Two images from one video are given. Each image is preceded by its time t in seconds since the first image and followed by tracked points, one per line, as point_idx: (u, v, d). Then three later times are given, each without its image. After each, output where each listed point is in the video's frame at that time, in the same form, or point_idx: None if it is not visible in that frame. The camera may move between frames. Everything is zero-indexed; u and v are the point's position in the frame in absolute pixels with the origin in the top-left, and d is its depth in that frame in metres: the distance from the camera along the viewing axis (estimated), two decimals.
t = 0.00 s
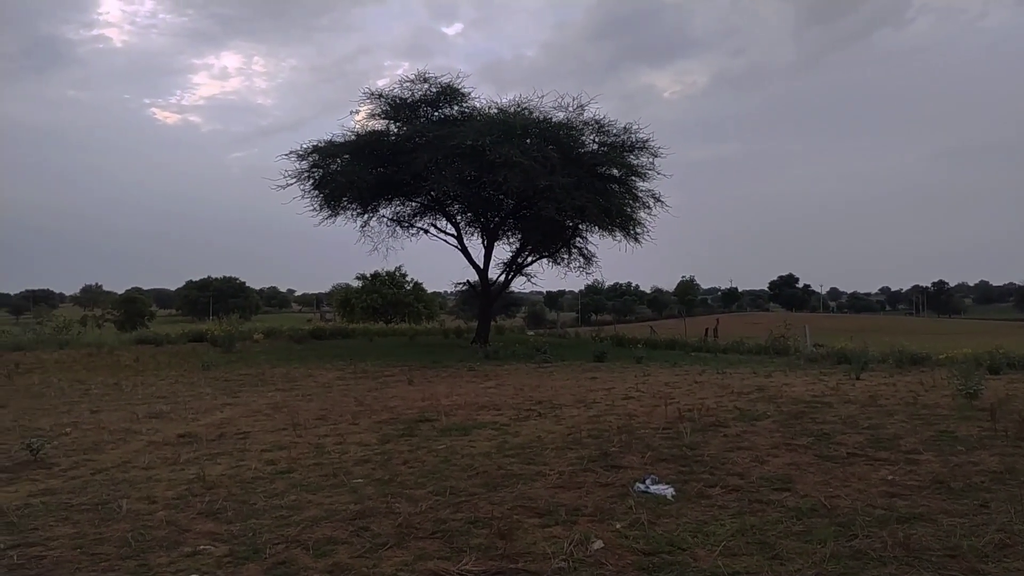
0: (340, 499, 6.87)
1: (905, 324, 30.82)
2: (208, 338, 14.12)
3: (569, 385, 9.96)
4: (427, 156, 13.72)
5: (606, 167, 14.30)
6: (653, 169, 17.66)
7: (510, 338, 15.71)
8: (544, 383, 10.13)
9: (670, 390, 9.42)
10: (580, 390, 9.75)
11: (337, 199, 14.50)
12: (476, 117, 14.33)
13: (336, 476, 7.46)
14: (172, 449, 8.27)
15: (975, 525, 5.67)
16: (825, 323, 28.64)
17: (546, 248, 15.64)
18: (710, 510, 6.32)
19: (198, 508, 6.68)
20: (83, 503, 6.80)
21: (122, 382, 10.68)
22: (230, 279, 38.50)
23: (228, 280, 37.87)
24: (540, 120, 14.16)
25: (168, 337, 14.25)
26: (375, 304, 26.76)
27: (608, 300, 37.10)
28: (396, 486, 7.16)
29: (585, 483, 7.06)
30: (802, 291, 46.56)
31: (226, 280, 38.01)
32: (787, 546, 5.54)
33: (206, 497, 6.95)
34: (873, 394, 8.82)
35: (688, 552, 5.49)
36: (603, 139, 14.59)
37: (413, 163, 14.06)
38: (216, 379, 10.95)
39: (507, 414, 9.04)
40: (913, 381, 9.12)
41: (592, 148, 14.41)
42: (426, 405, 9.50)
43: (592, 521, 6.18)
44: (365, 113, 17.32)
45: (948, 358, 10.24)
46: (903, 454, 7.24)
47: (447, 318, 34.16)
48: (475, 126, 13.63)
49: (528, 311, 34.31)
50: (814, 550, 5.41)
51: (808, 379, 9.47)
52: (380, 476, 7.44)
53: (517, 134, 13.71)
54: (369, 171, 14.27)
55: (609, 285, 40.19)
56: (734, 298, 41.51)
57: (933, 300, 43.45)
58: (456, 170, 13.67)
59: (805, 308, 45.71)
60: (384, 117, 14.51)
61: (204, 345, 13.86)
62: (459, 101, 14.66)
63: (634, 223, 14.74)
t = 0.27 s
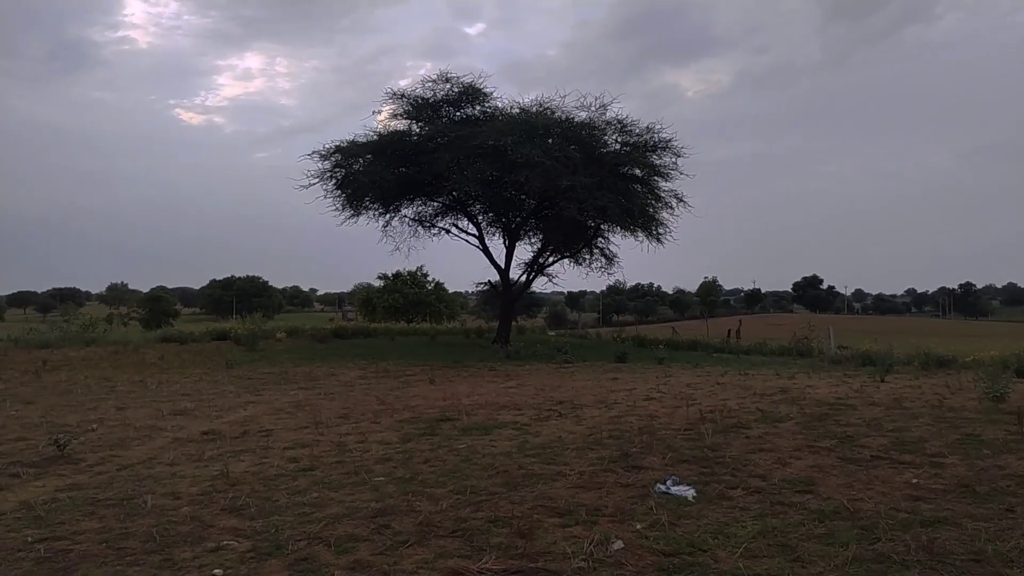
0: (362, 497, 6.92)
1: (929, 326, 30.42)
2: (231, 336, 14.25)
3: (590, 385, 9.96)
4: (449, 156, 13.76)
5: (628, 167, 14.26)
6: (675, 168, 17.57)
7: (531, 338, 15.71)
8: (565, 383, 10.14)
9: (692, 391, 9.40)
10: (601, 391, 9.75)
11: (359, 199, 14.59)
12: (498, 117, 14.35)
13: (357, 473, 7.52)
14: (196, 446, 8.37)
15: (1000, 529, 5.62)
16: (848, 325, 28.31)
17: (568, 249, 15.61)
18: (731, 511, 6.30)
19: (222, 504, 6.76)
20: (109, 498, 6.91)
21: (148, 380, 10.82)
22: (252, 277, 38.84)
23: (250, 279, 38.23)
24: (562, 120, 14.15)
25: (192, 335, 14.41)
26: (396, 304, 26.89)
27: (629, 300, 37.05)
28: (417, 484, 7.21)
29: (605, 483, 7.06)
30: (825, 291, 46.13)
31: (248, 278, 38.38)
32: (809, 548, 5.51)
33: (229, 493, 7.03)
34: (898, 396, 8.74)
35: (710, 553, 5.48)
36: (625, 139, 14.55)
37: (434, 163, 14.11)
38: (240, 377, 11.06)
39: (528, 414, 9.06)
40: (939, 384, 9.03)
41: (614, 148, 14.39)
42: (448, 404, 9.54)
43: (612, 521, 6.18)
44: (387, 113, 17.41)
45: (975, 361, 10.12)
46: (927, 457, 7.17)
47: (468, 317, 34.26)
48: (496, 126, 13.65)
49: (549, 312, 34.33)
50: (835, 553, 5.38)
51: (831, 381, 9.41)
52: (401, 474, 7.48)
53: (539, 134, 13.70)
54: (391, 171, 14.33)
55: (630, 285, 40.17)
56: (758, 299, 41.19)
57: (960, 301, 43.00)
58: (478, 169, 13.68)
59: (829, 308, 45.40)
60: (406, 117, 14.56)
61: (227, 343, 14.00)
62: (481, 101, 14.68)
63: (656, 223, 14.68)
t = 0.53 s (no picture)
0: (372, 493, 6.95)
1: (943, 328, 30.21)
2: (243, 333, 14.32)
3: (601, 385, 9.96)
4: (462, 154, 13.78)
5: (641, 166, 14.24)
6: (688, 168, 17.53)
7: (542, 337, 15.72)
8: (576, 382, 10.14)
9: (703, 392, 9.38)
10: (612, 390, 9.75)
11: (372, 197, 14.63)
12: (510, 116, 14.34)
13: (368, 470, 7.54)
14: (208, 441, 8.42)
15: (1013, 533, 5.59)
16: (862, 327, 28.06)
17: (580, 248, 15.60)
18: (741, 512, 6.29)
19: (233, 499, 6.80)
20: (121, 492, 6.96)
21: (160, 375, 10.89)
22: (263, 274, 39.02)
23: (262, 275, 38.41)
24: (574, 119, 14.13)
25: (204, 331, 14.47)
26: (407, 301, 26.95)
27: (642, 299, 37.02)
28: (427, 482, 7.23)
29: (616, 482, 7.06)
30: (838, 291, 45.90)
31: (260, 275, 38.58)
32: (820, 550, 5.49)
33: (240, 489, 7.07)
34: (911, 399, 8.70)
35: (720, 553, 5.48)
36: (638, 139, 14.53)
37: (447, 162, 14.14)
38: (252, 373, 11.12)
39: (538, 413, 9.07)
40: (952, 387, 8.98)
41: (626, 147, 14.36)
42: (458, 402, 9.56)
43: (622, 520, 6.18)
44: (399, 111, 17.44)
45: (990, 364, 10.07)
46: (940, 459, 7.14)
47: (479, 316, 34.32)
48: (508, 125, 13.64)
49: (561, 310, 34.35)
50: (846, 555, 5.36)
51: (843, 383, 9.38)
52: (411, 471, 7.50)
53: (551, 133, 13.71)
54: (403, 169, 14.37)
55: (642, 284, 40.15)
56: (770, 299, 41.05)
57: (976, 304, 42.77)
58: (490, 168, 13.70)
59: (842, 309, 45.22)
60: (418, 115, 14.56)
61: (239, 339, 14.07)
62: (494, 99, 14.68)
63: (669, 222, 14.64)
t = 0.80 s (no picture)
0: (380, 490, 6.96)
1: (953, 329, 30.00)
2: (252, 329, 14.36)
3: (609, 383, 9.95)
4: (470, 153, 13.76)
5: (650, 165, 14.18)
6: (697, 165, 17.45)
7: (550, 335, 15.70)
8: (584, 380, 10.13)
9: (712, 391, 9.36)
10: (620, 389, 9.74)
11: (380, 194, 14.64)
12: (519, 114, 14.30)
13: (376, 467, 7.56)
14: (218, 437, 8.46)
15: None
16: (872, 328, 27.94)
17: (588, 246, 15.56)
18: (750, 512, 6.26)
19: (242, 495, 6.82)
20: (132, 487, 7.00)
21: (171, 370, 10.95)
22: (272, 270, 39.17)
23: (272, 271, 38.57)
24: (583, 117, 14.08)
25: (213, 328, 14.53)
26: (416, 298, 26.99)
27: (651, 299, 36.98)
28: (435, 479, 7.23)
29: (624, 481, 7.05)
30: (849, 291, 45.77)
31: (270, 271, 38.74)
32: (830, 550, 5.47)
33: (250, 484, 7.10)
34: (922, 399, 8.65)
35: (729, 553, 5.46)
36: (646, 137, 14.46)
37: (455, 160, 14.12)
38: (261, 370, 11.16)
39: (546, 411, 9.06)
40: (964, 387, 8.92)
41: (636, 146, 14.31)
42: (466, 400, 9.57)
43: (631, 519, 6.17)
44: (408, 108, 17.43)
45: (1002, 364, 9.99)
46: (951, 460, 7.10)
47: (488, 313, 34.34)
48: (517, 123, 13.61)
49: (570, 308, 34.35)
50: (857, 555, 5.33)
51: (853, 383, 9.34)
52: (420, 468, 7.51)
53: (559, 131, 13.66)
54: (411, 167, 14.36)
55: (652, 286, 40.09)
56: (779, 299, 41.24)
57: (987, 305, 42.55)
58: (498, 166, 13.66)
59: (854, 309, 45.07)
60: (427, 113, 14.55)
61: (248, 336, 14.12)
62: (503, 97, 14.64)
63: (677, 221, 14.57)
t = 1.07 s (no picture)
0: (392, 489, 6.96)
1: (970, 328, 29.76)
2: (266, 327, 14.44)
3: (622, 382, 9.92)
4: (484, 150, 13.78)
5: (664, 163, 14.16)
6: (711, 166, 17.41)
7: (563, 334, 15.71)
8: (597, 380, 10.12)
9: (725, 391, 9.32)
10: (633, 388, 9.72)
11: (394, 193, 14.69)
12: (533, 113, 14.31)
13: (388, 465, 7.56)
14: (231, 434, 8.49)
15: None
16: (890, 326, 27.74)
17: (602, 245, 15.55)
18: (763, 513, 6.22)
19: (254, 493, 6.84)
20: (145, 484, 7.03)
21: (184, 368, 11.01)
22: (286, 270, 39.38)
23: (285, 272, 38.78)
24: (597, 116, 14.08)
25: (227, 325, 14.61)
26: (429, 297, 27.05)
27: (664, 298, 36.92)
28: (446, 478, 7.23)
29: (636, 482, 7.01)
30: (865, 292, 45.57)
31: (284, 271, 38.94)
32: (844, 553, 5.42)
33: (262, 482, 7.12)
34: (938, 400, 8.58)
35: (741, 554, 5.42)
36: (661, 136, 14.44)
37: (469, 159, 14.16)
38: (274, 367, 11.21)
39: (558, 410, 9.05)
40: (980, 388, 8.85)
41: (649, 144, 14.29)
42: (478, 398, 9.57)
43: (643, 520, 6.14)
44: (422, 109, 17.47)
45: (1020, 365, 9.90)
46: (968, 462, 7.03)
47: (501, 313, 34.41)
48: (531, 122, 13.63)
49: (584, 307, 34.39)
50: (871, 558, 5.28)
51: (868, 383, 9.28)
52: (431, 467, 7.51)
53: (573, 130, 13.67)
54: (426, 165, 14.40)
55: (665, 284, 40.04)
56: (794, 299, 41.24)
57: (1003, 304, 42.29)
58: (513, 164, 13.67)
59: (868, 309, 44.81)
60: (441, 112, 14.58)
61: (262, 334, 14.20)
62: (516, 96, 14.65)
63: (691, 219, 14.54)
